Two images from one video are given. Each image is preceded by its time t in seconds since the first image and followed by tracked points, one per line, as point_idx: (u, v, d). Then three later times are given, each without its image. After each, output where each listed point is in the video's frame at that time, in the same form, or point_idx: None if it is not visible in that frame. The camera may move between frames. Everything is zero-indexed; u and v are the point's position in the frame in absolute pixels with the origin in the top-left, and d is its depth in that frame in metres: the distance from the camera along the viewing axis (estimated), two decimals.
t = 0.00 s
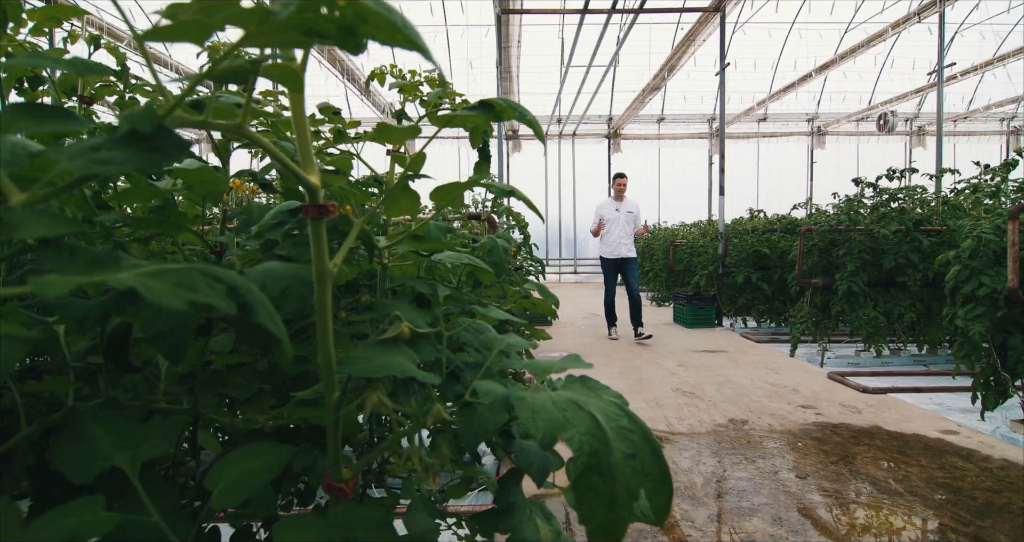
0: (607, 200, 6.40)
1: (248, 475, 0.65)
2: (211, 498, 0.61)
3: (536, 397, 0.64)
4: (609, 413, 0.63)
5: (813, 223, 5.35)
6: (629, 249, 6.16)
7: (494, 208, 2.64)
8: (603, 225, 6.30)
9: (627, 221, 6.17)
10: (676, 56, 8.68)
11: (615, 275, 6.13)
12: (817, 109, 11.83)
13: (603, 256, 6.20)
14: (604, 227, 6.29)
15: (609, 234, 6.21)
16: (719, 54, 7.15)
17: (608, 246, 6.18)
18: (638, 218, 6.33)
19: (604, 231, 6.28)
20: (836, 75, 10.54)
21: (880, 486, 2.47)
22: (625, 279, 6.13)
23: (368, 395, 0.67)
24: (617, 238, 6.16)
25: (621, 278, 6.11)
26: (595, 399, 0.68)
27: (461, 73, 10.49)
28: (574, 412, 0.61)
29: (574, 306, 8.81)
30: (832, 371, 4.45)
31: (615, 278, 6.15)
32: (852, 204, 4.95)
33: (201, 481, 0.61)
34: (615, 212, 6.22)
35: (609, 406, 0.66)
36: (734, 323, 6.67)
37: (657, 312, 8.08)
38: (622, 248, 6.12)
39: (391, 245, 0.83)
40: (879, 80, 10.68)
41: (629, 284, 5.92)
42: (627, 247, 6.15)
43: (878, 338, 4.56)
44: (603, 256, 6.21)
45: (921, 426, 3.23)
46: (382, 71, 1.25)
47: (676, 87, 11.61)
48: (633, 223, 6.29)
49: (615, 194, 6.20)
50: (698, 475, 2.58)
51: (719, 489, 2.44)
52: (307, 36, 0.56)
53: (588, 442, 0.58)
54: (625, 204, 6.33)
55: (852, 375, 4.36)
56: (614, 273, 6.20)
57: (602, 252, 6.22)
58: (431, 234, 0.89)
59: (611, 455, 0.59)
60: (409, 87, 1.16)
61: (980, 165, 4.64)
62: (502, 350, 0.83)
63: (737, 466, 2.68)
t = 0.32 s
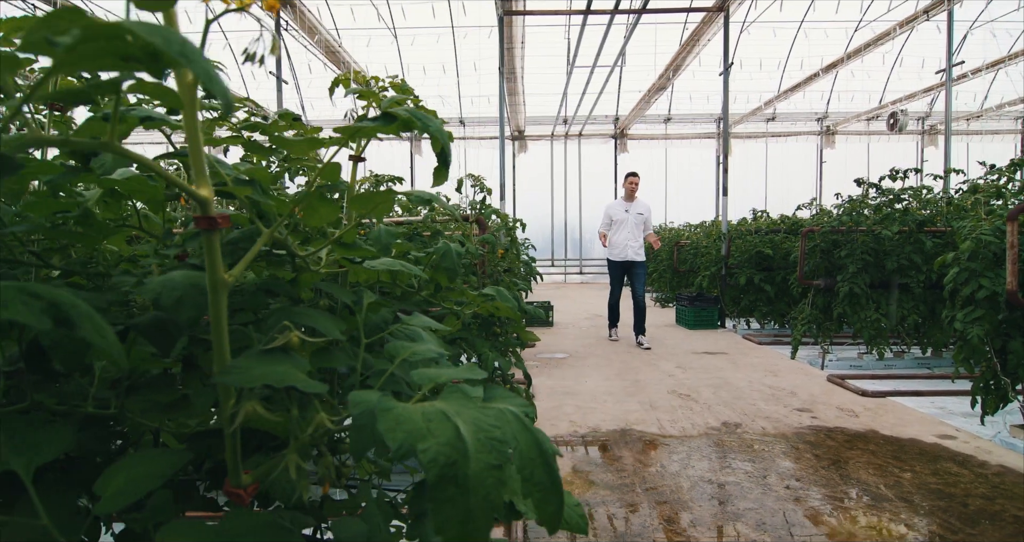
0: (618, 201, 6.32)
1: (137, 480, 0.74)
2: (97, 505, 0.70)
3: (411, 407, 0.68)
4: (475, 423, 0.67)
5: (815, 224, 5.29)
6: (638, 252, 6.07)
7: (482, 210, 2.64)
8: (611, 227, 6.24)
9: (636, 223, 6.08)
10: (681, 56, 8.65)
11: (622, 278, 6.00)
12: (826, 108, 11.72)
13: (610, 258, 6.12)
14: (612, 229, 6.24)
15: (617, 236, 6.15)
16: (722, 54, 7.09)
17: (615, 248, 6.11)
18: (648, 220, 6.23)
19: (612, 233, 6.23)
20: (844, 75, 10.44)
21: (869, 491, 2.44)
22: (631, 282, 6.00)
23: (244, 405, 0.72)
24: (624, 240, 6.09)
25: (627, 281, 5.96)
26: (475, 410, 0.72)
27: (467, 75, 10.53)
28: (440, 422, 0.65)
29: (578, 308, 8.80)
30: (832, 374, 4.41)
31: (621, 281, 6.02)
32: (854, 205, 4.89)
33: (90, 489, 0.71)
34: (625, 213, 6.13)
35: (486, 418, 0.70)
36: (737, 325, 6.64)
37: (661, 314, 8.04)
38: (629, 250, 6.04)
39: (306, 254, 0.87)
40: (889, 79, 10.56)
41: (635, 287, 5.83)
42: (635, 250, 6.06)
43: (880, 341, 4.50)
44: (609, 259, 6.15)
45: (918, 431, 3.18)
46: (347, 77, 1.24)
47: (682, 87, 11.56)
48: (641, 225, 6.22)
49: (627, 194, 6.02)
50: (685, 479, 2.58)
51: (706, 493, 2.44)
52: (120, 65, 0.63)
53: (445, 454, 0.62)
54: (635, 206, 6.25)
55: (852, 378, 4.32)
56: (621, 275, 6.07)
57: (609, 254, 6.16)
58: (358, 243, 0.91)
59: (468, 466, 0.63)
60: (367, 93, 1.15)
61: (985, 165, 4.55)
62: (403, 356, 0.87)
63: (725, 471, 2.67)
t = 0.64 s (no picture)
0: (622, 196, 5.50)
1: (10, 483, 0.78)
2: None
3: (257, 416, 0.73)
4: (312, 432, 0.71)
5: (811, 225, 5.26)
6: (644, 253, 5.47)
7: (461, 213, 2.66)
8: (615, 225, 5.55)
9: (643, 223, 5.36)
10: (680, 56, 8.65)
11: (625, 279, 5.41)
12: (830, 108, 11.71)
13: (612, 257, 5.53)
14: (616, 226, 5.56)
15: (620, 235, 5.51)
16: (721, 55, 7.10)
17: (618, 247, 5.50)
18: (657, 218, 5.51)
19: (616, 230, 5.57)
20: (846, 75, 10.40)
21: (847, 496, 2.43)
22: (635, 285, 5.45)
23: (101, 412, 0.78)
24: (629, 240, 5.46)
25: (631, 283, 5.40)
26: (325, 420, 0.76)
27: (469, 76, 10.62)
28: (274, 430, 0.69)
29: (578, 309, 8.80)
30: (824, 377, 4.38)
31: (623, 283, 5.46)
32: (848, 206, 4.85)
33: None
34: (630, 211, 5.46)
35: (329, 427, 0.74)
36: (735, 326, 6.61)
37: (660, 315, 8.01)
38: (634, 252, 5.43)
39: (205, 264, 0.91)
40: (893, 79, 10.49)
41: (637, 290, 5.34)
42: (640, 251, 5.46)
43: (874, 343, 4.47)
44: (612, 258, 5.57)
45: (905, 435, 3.15)
46: (298, 85, 1.25)
47: (684, 87, 11.56)
48: (649, 224, 5.49)
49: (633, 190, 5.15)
50: (664, 481, 2.58)
51: (684, 496, 2.44)
52: None
53: (271, 461, 0.66)
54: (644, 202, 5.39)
55: (845, 380, 4.29)
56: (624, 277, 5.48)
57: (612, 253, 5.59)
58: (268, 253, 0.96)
59: (294, 473, 0.67)
60: (308, 103, 1.16)
61: (981, 166, 4.51)
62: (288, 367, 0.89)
63: (704, 474, 2.66)
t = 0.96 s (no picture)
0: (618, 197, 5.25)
1: None
2: None
3: (122, 418, 0.79)
4: (162, 435, 0.77)
5: (801, 226, 5.26)
6: (639, 255, 5.03)
7: (439, 217, 2.71)
8: (610, 225, 5.16)
9: (640, 223, 5.04)
10: (677, 57, 8.66)
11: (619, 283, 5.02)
12: (832, 108, 11.68)
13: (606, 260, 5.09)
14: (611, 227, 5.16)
15: (615, 236, 5.09)
16: (715, 55, 7.12)
17: (612, 248, 5.06)
18: (654, 221, 5.18)
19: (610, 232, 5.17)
20: (846, 75, 10.38)
21: (820, 497, 2.44)
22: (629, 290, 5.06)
23: None
24: (624, 241, 5.03)
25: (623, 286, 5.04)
26: (190, 424, 0.82)
27: (468, 78, 10.69)
28: (128, 432, 0.76)
29: (574, 309, 8.82)
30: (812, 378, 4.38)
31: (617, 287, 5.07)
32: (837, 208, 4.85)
33: None
34: (628, 212, 5.09)
35: (187, 430, 0.80)
36: (729, 327, 6.61)
37: (655, 316, 8.02)
38: (629, 253, 4.99)
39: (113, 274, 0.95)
40: (895, 79, 10.45)
41: (632, 294, 4.98)
42: (636, 253, 5.02)
43: (863, 344, 4.46)
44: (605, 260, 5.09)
45: (886, 436, 3.16)
46: (249, 95, 1.29)
47: (683, 88, 11.57)
48: (646, 226, 5.15)
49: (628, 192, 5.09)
50: (639, 481, 2.60)
51: (657, 496, 2.46)
52: None
53: (119, 459, 0.73)
54: (639, 204, 5.16)
55: (833, 381, 4.29)
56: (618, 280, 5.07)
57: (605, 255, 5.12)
58: (181, 259, 1.00)
59: (138, 473, 0.73)
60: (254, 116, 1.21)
61: (970, 166, 4.51)
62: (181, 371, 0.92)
63: (679, 474, 2.68)
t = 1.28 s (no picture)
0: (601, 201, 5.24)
1: None
2: None
3: (15, 412, 0.86)
4: (44, 426, 0.82)
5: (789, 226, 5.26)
6: (632, 256, 4.95)
7: (415, 217, 2.74)
8: (597, 230, 5.10)
9: (628, 223, 5.01)
10: (671, 57, 8.65)
11: (614, 285, 4.94)
12: (829, 108, 11.67)
13: (598, 264, 4.98)
14: (599, 231, 5.09)
15: (605, 239, 5.01)
16: (707, 55, 7.12)
17: (604, 251, 4.97)
18: (641, 222, 5.16)
19: (599, 236, 5.10)
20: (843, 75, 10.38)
21: (791, 497, 2.45)
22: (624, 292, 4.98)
23: None
24: (615, 242, 4.96)
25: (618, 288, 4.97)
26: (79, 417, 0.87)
27: (465, 78, 10.74)
28: (9, 425, 0.82)
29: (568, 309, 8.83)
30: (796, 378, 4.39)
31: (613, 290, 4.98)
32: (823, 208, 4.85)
33: None
34: (614, 215, 5.06)
35: (71, 422, 0.86)
36: (719, 327, 6.62)
37: (648, 316, 8.03)
38: (622, 253, 4.91)
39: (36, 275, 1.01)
40: (893, 79, 10.47)
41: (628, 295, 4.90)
42: (629, 254, 4.94)
43: (848, 344, 4.47)
44: (598, 265, 4.98)
45: (864, 436, 3.17)
46: (202, 99, 1.32)
47: (679, 88, 11.59)
48: (633, 227, 5.12)
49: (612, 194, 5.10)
50: (612, 481, 2.63)
51: (628, 495, 2.48)
52: None
53: None
54: (624, 205, 5.16)
55: (816, 382, 4.30)
56: (614, 283, 4.98)
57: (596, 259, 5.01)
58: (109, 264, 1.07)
59: (13, 461, 0.80)
60: (202, 122, 1.24)
61: (955, 166, 4.52)
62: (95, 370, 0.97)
63: (654, 474, 2.70)
